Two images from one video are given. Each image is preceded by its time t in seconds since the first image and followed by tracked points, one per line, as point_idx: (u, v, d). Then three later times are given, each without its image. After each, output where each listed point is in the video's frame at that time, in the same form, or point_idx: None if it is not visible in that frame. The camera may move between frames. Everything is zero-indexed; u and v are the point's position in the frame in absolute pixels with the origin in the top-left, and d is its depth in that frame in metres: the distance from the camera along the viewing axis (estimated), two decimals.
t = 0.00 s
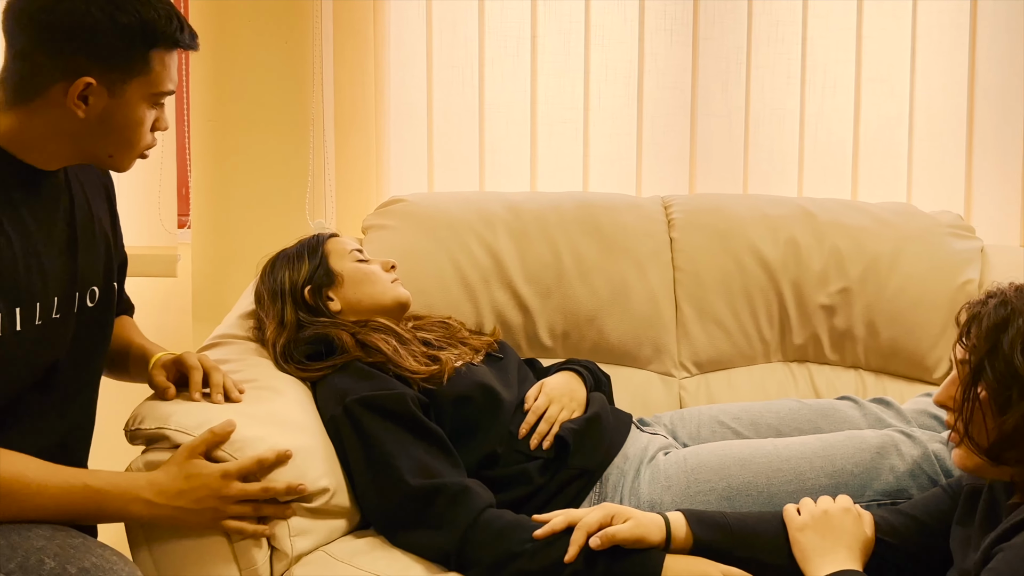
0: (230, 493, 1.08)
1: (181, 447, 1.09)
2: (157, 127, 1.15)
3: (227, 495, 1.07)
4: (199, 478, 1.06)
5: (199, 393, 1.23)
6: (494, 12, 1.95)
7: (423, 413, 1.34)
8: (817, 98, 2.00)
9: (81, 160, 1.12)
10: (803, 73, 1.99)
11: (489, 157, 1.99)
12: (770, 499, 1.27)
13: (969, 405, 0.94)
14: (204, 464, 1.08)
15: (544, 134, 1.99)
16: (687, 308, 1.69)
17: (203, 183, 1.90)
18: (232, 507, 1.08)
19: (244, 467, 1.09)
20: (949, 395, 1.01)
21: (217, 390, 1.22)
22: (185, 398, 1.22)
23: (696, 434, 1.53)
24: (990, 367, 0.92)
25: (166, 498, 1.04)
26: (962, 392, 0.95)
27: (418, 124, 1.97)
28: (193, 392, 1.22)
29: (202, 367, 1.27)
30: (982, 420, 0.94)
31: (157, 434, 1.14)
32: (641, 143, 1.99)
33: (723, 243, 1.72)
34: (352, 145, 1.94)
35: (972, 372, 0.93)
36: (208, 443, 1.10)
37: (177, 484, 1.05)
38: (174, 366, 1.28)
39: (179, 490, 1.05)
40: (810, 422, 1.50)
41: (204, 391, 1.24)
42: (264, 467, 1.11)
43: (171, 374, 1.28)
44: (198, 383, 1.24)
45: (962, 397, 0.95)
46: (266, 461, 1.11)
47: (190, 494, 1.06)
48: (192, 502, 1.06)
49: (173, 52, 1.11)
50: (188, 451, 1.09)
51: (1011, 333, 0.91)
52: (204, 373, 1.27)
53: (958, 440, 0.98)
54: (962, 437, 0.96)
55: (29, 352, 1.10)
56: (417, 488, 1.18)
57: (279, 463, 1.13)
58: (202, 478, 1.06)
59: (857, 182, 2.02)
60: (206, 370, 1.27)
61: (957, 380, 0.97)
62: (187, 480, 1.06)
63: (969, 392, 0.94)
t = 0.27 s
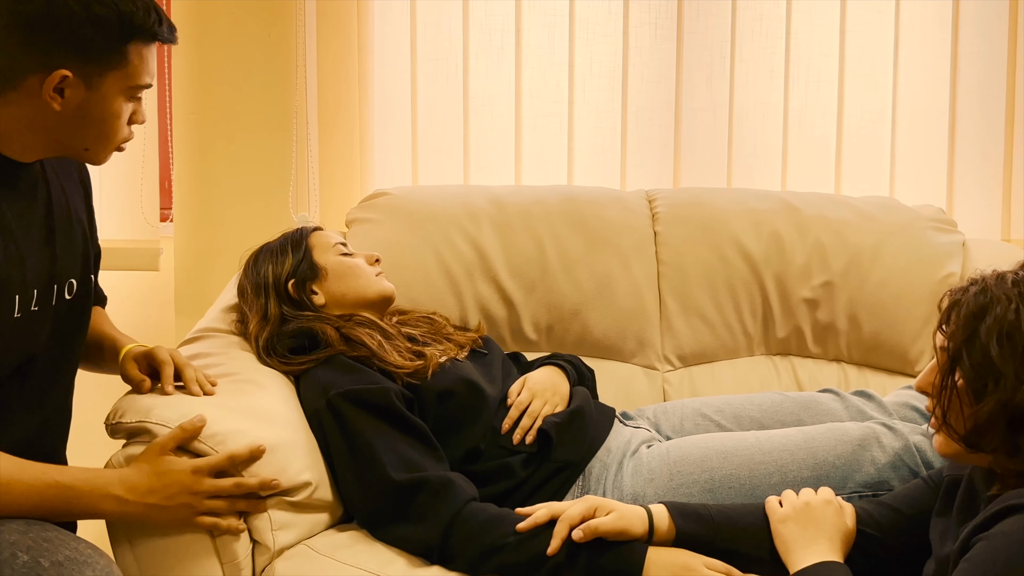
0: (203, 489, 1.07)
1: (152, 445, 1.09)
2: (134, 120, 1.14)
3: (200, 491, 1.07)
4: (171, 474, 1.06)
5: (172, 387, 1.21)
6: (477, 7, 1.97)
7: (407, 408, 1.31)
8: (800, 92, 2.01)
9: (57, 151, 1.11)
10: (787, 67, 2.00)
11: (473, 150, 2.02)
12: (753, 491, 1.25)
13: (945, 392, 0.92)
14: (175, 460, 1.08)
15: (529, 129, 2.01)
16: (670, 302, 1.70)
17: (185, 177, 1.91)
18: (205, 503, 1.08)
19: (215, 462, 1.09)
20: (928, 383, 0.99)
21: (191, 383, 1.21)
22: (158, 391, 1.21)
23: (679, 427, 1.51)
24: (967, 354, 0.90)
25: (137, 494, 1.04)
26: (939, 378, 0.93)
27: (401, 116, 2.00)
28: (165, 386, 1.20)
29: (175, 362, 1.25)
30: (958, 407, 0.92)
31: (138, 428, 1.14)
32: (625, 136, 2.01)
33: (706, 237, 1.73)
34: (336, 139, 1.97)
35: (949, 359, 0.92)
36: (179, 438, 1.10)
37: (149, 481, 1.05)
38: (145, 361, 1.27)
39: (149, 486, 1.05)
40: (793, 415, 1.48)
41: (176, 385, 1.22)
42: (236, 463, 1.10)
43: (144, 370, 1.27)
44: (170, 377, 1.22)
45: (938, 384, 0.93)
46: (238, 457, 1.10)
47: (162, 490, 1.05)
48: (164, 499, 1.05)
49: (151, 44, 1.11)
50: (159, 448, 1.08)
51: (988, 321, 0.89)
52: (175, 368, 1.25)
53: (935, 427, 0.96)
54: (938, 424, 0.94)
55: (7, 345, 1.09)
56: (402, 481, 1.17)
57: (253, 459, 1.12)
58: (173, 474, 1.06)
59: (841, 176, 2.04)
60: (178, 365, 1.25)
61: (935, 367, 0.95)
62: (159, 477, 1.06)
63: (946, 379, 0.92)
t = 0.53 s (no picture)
0: (178, 482, 1.06)
1: (129, 440, 1.08)
2: (119, 113, 1.13)
3: (175, 485, 1.05)
4: (145, 469, 1.05)
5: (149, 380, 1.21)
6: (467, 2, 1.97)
7: (396, 405, 1.31)
8: (790, 88, 2.02)
9: (42, 145, 1.11)
10: (776, 63, 2.01)
11: (463, 146, 2.01)
12: (741, 486, 1.23)
13: (928, 385, 0.93)
14: (151, 454, 1.07)
15: (518, 124, 2.01)
16: (660, 297, 1.70)
17: (173, 170, 1.92)
18: (181, 497, 1.06)
19: (189, 456, 1.07)
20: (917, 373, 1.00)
21: (169, 376, 1.21)
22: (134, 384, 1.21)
23: (669, 422, 1.50)
24: (948, 349, 0.90)
25: (112, 489, 1.03)
26: (923, 371, 0.94)
27: (390, 111, 2.00)
28: (142, 379, 1.20)
29: (153, 356, 1.25)
30: (941, 400, 0.93)
31: (124, 423, 1.13)
32: (615, 132, 2.02)
33: (696, 233, 1.73)
34: (325, 134, 1.97)
35: (931, 352, 0.92)
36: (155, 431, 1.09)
37: (125, 475, 1.05)
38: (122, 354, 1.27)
39: (124, 481, 1.04)
40: (782, 410, 1.47)
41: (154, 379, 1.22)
42: (213, 459, 1.08)
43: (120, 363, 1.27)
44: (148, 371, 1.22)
45: (922, 376, 0.94)
46: (214, 454, 1.08)
47: (137, 485, 1.04)
48: (140, 493, 1.04)
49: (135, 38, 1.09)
50: (135, 443, 1.08)
51: (970, 315, 0.89)
52: (153, 362, 1.25)
53: (921, 418, 0.97)
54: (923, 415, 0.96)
55: None
56: (389, 477, 1.17)
57: (232, 457, 1.10)
58: (148, 467, 1.05)
59: (830, 172, 2.05)
60: (155, 359, 1.25)
61: (920, 359, 0.96)
62: (134, 471, 1.05)
63: (928, 371, 0.93)
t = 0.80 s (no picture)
0: (168, 479, 1.05)
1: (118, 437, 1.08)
2: (111, 107, 1.13)
3: (165, 482, 1.05)
4: (134, 466, 1.05)
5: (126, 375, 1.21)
6: None
7: (385, 401, 1.31)
8: (779, 84, 2.03)
9: (35, 140, 1.11)
10: (765, 59, 2.01)
11: (453, 141, 2.01)
12: (730, 481, 1.23)
13: (914, 378, 0.94)
14: (140, 451, 1.07)
15: (508, 119, 2.02)
16: (649, 293, 1.70)
17: (161, 164, 1.92)
18: (172, 494, 1.06)
19: (179, 453, 1.06)
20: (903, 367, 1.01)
21: (146, 370, 1.21)
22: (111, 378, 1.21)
23: (658, 417, 1.50)
24: (934, 342, 0.91)
25: (101, 488, 1.03)
26: (909, 364, 0.94)
27: (379, 106, 2.00)
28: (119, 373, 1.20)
29: (131, 351, 1.26)
30: (927, 393, 0.93)
31: (112, 418, 1.13)
32: (604, 128, 2.02)
33: (685, 228, 1.74)
34: (314, 130, 1.97)
35: (918, 346, 0.93)
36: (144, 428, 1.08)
37: (114, 473, 1.04)
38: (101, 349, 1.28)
39: (113, 479, 1.04)
40: (770, 405, 1.46)
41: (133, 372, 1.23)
42: (202, 453, 1.08)
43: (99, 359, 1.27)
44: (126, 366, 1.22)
45: (908, 369, 0.95)
46: (203, 448, 1.08)
47: (126, 483, 1.04)
48: (130, 491, 1.04)
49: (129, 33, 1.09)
50: (123, 441, 1.07)
51: (956, 309, 0.90)
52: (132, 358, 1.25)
53: (908, 411, 0.98)
54: (909, 408, 0.96)
55: None
56: (378, 473, 1.17)
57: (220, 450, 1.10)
58: (137, 464, 1.05)
59: (818, 168, 2.05)
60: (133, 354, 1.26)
61: (907, 353, 0.96)
62: (123, 469, 1.04)
63: (915, 364, 0.93)
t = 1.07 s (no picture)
0: (172, 488, 1.04)
1: (120, 441, 1.05)
2: (110, 105, 1.12)
3: (169, 490, 1.04)
4: (138, 473, 1.02)
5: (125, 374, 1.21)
6: None
7: (380, 399, 1.31)
8: (774, 82, 2.03)
9: (33, 138, 1.09)
10: (760, 57, 2.02)
11: (448, 139, 2.01)
12: (725, 479, 1.23)
13: (909, 377, 0.94)
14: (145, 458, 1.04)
15: (503, 117, 2.01)
16: (644, 291, 1.70)
17: (155, 161, 1.91)
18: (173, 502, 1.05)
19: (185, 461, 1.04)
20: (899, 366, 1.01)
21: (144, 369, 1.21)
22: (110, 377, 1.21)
23: (653, 415, 1.50)
24: (929, 341, 0.91)
25: (105, 495, 1.01)
26: (904, 364, 0.95)
27: (375, 104, 2.00)
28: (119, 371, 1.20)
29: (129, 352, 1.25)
30: (922, 393, 0.93)
31: (106, 417, 1.12)
32: (599, 125, 2.02)
33: (680, 227, 1.74)
34: (309, 128, 1.97)
35: (912, 346, 0.93)
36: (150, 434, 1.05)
37: (116, 479, 1.02)
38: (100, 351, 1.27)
39: (116, 486, 1.01)
40: (764, 402, 1.46)
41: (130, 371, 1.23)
42: (205, 462, 1.08)
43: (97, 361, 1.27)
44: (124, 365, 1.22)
45: (904, 370, 0.95)
46: (206, 457, 1.07)
47: (130, 490, 1.02)
48: (133, 498, 1.02)
49: (130, 30, 1.09)
50: (127, 446, 1.04)
51: (950, 308, 0.90)
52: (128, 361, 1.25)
53: (904, 411, 0.98)
54: (905, 408, 0.96)
55: None
56: (373, 471, 1.17)
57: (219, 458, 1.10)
58: (142, 471, 1.03)
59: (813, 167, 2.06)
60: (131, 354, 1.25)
61: (901, 352, 0.96)
62: (126, 476, 1.02)
63: (909, 364, 0.94)
